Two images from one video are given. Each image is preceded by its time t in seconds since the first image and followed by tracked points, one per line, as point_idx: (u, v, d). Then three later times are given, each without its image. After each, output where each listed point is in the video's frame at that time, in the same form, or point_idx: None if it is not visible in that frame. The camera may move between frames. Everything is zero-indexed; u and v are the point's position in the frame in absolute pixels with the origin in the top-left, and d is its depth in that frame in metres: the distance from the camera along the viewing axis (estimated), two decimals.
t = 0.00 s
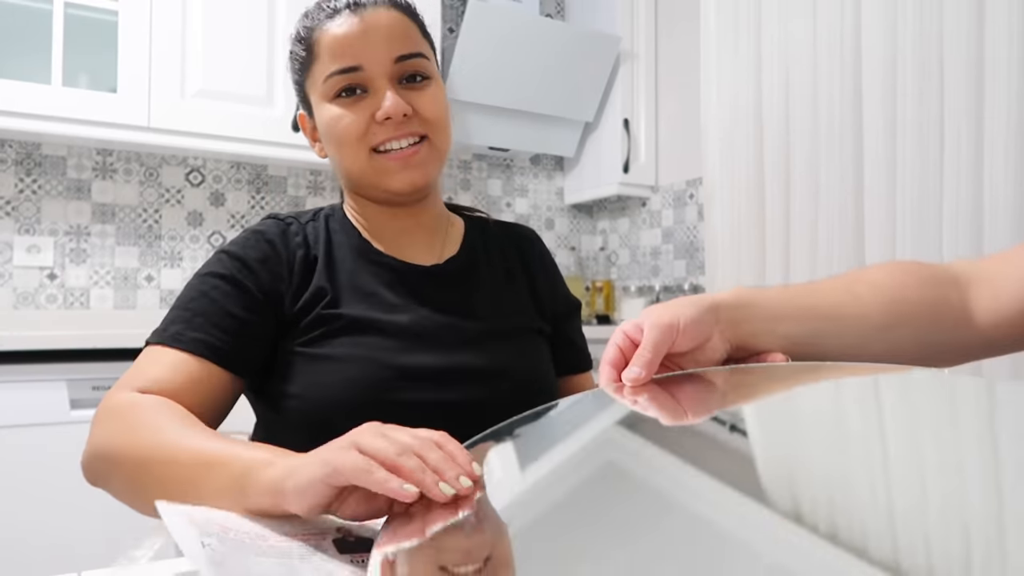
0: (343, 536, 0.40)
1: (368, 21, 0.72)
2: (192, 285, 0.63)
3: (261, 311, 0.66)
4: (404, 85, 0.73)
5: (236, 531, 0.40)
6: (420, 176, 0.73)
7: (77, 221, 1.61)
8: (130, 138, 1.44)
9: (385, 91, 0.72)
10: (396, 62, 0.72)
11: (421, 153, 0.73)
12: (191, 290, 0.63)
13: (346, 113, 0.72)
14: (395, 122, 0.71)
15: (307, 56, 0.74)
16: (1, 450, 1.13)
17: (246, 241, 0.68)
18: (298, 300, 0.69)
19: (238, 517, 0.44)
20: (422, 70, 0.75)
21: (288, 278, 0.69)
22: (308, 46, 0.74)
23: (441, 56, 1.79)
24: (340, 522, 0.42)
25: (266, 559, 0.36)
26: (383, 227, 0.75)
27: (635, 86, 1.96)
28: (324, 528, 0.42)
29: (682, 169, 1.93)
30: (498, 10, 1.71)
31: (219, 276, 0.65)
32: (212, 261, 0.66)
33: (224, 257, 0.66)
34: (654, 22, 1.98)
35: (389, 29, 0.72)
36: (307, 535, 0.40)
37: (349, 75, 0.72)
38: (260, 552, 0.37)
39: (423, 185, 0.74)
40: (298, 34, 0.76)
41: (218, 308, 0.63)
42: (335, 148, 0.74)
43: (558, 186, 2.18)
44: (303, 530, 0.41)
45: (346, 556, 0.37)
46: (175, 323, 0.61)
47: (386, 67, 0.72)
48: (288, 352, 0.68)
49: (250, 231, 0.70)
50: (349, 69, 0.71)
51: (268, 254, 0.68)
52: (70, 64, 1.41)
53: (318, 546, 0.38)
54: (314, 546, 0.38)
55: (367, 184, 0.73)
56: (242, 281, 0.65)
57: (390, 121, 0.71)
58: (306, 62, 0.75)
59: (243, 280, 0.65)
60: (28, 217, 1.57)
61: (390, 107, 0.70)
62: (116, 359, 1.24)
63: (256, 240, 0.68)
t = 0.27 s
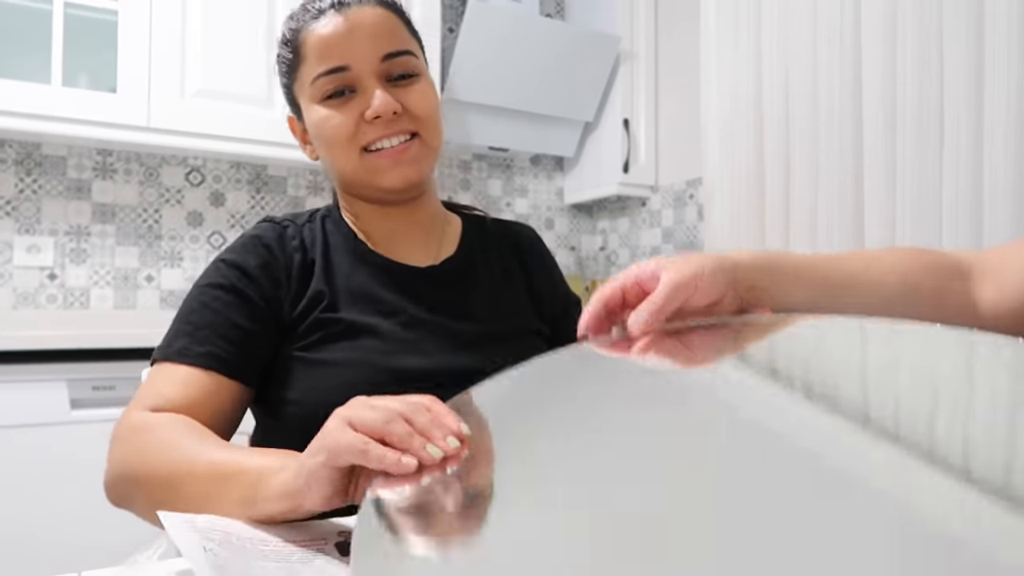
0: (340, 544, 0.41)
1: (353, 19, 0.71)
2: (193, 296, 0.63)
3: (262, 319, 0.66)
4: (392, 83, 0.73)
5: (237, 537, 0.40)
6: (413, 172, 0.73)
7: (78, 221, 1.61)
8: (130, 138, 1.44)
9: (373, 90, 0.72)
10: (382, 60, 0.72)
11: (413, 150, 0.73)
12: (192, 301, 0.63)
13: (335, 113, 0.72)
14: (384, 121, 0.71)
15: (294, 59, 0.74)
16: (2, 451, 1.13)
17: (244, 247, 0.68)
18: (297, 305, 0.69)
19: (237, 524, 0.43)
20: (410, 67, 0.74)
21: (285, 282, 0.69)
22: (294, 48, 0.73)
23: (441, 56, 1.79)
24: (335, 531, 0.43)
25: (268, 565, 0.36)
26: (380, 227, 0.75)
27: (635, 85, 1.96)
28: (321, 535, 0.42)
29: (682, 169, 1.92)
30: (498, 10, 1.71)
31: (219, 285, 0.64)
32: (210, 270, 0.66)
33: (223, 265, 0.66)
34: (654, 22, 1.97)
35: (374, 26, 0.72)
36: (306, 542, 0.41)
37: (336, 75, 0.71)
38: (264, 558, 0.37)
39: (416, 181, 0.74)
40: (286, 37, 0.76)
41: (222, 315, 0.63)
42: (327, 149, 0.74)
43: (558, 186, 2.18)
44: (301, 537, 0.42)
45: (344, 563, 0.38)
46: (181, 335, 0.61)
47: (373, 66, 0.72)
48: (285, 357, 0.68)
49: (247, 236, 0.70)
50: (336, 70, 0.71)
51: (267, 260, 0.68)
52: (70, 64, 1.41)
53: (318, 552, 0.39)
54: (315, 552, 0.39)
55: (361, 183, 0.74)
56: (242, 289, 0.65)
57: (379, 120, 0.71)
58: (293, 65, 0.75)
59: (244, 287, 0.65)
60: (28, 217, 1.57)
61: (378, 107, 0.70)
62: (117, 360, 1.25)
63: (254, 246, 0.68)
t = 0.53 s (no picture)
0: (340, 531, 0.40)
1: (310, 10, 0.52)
2: (198, 304, 0.60)
3: (265, 321, 0.61)
4: (369, 81, 0.53)
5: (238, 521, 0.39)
6: (406, 176, 0.53)
7: (78, 221, 1.61)
8: (130, 138, 1.44)
9: (345, 89, 0.51)
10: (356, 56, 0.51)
11: (399, 149, 0.53)
12: (198, 308, 0.60)
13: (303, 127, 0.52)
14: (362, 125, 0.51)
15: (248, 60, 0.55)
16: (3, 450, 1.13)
17: (239, 252, 0.63)
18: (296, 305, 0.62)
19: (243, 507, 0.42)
20: (388, 61, 0.55)
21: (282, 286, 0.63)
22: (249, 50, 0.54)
23: (441, 56, 1.79)
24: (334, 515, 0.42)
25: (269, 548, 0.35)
26: (369, 227, 0.58)
27: (635, 86, 1.96)
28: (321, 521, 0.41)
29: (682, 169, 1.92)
30: (498, 10, 1.71)
31: (219, 290, 0.61)
32: (209, 278, 0.62)
33: (221, 271, 0.62)
34: (654, 23, 1.97)
35: (340, 17, 0.51)
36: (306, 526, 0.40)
37: (296, 78, 0.51)
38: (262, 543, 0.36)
39: (408, 185, 0.53)
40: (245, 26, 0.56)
41: (226, 322, 0.58)
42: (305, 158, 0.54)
43: (558, 186, 2.18)
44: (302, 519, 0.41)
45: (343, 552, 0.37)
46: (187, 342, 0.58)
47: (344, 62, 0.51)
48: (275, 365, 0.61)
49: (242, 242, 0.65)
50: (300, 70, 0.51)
51: (265, 263, 0.63)
52: (70, 65, 1.41)
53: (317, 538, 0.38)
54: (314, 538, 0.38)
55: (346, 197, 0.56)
56: (241, 289, 0.61)
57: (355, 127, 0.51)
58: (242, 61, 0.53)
59: (243, 288, 0.61)
60: (28, 217, 1.57)
61: (353, 110, 0.50)
62: (117, 359, 1.25)
63: (250, 251, 0.64)
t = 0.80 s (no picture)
0: (326, 534, 0.41)
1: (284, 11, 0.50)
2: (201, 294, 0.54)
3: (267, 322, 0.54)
4: (350, 82, 0.50)
5: (221, 520, 0.39)
6: (392, 180, 0.49)
7: (78, 221, 1.61)
8: (130, 137, 1.44)
9: (324, 93, 0.49)
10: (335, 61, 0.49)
11: (385, 151, 0.49)
12: (202, 297, 0.54)
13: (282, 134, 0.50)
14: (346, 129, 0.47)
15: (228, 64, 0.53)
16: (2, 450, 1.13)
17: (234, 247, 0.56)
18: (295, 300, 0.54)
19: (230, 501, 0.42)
20: (368, 58, 0.51)
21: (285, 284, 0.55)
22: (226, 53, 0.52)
23: (441, 55, 1.79)
24: (325, 517, 0.43)
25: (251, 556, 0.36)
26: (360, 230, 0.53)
27: (635, 86, 1.96)
28: (308, 522, 0.42)
29: (682, 169, 1.92)
30: (498, 10, 1.71)
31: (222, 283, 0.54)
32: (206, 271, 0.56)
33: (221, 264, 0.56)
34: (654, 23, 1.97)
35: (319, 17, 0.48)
36: (291, 528, 0.41)
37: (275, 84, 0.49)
38: (243, 545, 0.37)
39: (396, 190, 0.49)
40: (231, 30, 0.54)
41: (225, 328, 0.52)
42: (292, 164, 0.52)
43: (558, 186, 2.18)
44: (288, 520, 0.42)
45: (329, 552, 0.39)
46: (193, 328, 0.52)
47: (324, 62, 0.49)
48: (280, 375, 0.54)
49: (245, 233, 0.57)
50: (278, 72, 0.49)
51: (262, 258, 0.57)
52: (70, 64, 1.41)
53: (300, 542, 0.39)
54: (297, 541, 0.39)
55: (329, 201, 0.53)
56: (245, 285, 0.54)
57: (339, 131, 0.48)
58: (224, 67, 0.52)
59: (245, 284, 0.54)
60: (28, 217, 1.57)
61: (335, 111, 0.47)
62: (117, 359, 1.25)
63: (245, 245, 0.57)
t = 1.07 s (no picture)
0: (327, 530, 0.41)
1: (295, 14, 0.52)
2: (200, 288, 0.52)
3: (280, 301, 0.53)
4: (346, 82, 0.51)
5: (225, 509, 0.40)
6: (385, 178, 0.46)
7: (78, 221, 1.61)
8: (130, 138, 1.44)
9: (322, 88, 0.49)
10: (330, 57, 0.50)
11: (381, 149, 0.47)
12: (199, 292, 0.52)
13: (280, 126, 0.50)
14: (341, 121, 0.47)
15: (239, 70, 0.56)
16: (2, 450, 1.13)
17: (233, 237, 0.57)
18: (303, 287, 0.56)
19: (234, 491, 0.43)
20: (364, 61, 0.53)
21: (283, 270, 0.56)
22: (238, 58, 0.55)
23: (440, 56, 1.79)
24: (326, 513, 0.43)
25: (253, 546, 0.36)
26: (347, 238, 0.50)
27: (635, 86, 1.96)
28: (309, 517, 0.42)
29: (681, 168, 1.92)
30: (498, 10, 1.71)
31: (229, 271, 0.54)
32: (205, 268, 0.55)
33: (218, 259, 0.55)
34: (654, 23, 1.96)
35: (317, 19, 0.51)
36: (293, 522, 0.41)
37: (278, 78, 0.51)
38: (247, 537, 0.37)
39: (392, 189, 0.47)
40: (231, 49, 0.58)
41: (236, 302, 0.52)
42: (290, 165, 0.52)
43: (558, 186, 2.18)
44: (289, 513, 0.42)
45: (330, 549, 0.39)
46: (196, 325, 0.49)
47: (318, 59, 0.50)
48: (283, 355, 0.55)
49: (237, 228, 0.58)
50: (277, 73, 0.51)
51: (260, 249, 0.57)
52: (70, 65, 1.41)
53: (303, 536, 0.39)
54: (298, 536, 0.39)
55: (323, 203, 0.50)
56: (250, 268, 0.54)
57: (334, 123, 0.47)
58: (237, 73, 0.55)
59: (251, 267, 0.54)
60: (28, 217, 1.57)
61: (329, 109, 0.47)
62: (117, 359, 1.24)
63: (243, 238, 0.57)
